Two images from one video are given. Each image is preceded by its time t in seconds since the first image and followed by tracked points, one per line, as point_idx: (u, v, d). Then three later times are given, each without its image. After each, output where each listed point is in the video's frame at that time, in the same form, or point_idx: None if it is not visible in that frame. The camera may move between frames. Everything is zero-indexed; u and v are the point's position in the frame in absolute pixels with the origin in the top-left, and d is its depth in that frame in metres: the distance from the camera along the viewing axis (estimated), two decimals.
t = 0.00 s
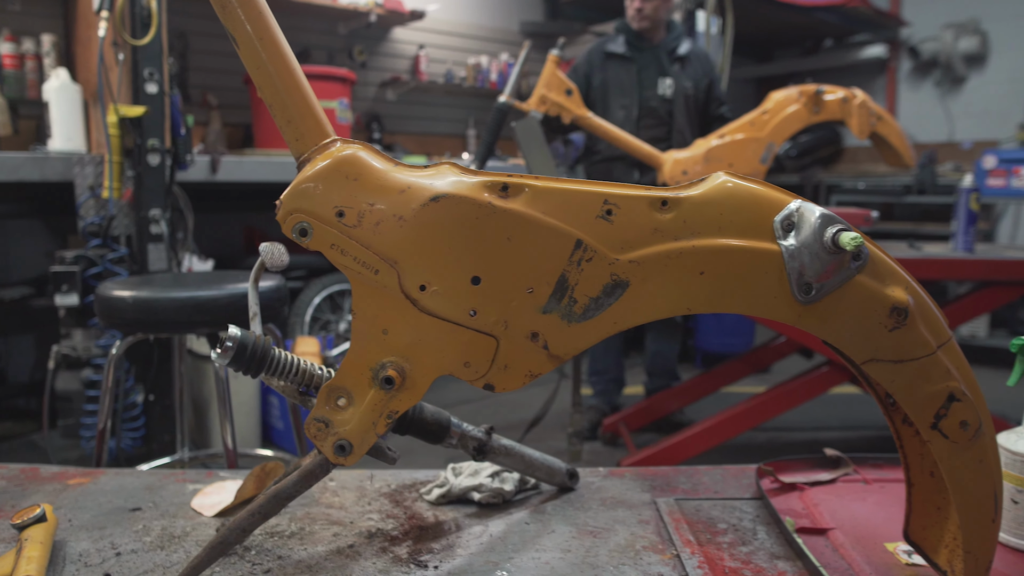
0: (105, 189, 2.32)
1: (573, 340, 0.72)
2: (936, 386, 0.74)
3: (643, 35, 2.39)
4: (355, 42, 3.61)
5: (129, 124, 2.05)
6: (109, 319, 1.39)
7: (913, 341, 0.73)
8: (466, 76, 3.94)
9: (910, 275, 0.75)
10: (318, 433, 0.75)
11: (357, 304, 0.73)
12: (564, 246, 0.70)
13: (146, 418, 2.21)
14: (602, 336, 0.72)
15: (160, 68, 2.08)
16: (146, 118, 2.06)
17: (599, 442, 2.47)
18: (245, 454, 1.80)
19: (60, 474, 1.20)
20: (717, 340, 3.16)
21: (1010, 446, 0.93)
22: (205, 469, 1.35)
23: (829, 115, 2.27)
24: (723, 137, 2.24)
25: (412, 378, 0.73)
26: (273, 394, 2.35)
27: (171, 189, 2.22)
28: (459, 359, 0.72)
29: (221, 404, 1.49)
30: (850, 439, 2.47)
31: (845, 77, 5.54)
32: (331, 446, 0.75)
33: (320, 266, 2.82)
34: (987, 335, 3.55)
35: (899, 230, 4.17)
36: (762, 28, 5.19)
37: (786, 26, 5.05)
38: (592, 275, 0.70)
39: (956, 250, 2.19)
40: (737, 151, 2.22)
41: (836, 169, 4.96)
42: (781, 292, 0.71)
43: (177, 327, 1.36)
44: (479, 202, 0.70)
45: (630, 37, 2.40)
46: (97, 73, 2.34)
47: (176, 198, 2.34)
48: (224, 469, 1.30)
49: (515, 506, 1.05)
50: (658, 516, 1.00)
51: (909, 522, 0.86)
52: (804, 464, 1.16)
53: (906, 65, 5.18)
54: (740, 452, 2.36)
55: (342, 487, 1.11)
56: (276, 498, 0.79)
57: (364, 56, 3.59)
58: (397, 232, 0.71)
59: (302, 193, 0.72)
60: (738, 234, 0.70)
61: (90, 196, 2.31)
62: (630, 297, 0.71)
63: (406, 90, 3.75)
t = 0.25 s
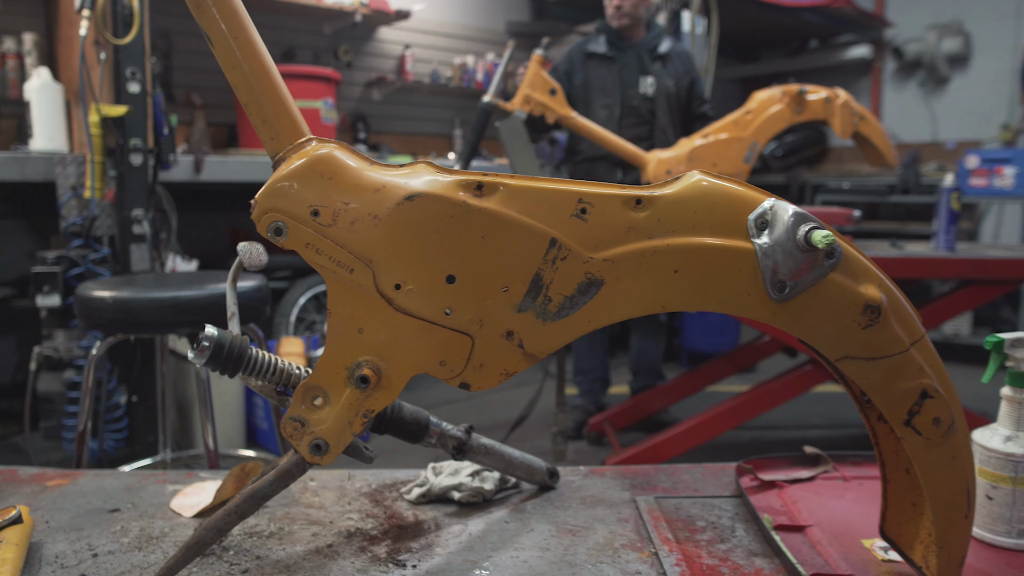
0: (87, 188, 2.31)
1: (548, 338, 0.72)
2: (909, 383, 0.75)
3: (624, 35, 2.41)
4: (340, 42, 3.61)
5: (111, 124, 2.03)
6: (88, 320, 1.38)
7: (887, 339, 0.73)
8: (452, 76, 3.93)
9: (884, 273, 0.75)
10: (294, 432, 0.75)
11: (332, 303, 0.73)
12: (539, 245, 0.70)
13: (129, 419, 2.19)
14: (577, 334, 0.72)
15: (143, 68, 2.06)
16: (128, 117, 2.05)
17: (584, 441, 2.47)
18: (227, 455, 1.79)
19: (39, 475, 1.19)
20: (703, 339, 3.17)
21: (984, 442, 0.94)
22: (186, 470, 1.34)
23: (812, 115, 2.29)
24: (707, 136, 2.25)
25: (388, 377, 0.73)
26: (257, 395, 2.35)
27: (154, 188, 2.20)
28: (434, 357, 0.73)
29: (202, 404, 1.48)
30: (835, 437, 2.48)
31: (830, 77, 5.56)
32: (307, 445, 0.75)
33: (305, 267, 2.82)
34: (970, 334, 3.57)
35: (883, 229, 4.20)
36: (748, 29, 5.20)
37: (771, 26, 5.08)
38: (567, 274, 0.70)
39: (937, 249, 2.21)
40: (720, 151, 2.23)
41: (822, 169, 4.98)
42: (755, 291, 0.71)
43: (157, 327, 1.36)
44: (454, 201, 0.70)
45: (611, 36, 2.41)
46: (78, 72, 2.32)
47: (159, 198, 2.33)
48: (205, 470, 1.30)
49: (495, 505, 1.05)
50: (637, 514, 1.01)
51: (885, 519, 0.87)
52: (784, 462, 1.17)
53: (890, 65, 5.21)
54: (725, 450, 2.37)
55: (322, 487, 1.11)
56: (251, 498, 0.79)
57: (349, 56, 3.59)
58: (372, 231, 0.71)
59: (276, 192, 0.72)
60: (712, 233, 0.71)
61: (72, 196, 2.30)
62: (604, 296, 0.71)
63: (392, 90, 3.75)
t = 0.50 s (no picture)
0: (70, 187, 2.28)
1: (524, 336, 0.72)
2: (885, 379, 0.75)
3: (607, 34, 2.42)
4: (326, 42, 3.61)
5: (93, 123, 2.02)
6: (69, 320, 1.38)
7: (862, 336, 0.74)
8: (439, 75, 3.93)
9: (859, 271, 0.75)
10: (272, 430, 0.75)
11: (309, 301, 0.73)
12: (515, 242, 0.70)
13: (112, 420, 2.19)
14: (553, 332, 0.72)
15: (125, 67, 2.04)
16: (111, 117, 2.04)
17: (571, 440, 2.47)
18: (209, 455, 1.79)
19: (18, 476, 1.18)
20: (689, 339, 3.18)
21: (961, 439, 0.95)
22: (168, 470, 1.34)
23: (796, 114, 2.30)
24: (692, 136, 2.25)
25: (365, 375, 0.73)
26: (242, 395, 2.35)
27: (137, 187, 2.19)
28: (411, 355, 0.73)
29: (184, 403, 1.48)
30: (819, 434, 2.50)
31: (816, 77, 5.59)
32: (284, 444, 0.75)
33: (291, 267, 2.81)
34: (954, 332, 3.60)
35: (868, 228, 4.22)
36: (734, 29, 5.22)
37: (757, 26, 5.10)
38: (543, 271, 0.70)
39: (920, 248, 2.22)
40: (706, 150, 2.23)
41: (808, 168, 5.00)
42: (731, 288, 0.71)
43: (139, 327, 1.35)
44: (430, 199, 0.70)
45: (595, 36, 2.42)
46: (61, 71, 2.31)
47: (142, 197, 2.33)
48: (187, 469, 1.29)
49: (476, 503, 1.05)
50: (618, 511, 1.01)
51: (862, 516, 0.87)
52: (764, 459, 1.17)
53: (876, 65, 5.24)
54: (710, 448, 2.38)
55: (304, 486, 1.10)
56: (229, 496, 0.79)
57: (335, 56, 3.59)
58: (348, 229, 0.71)
59: (253, 190, 0.72)
60: (687, 230, 0.71)
61: (55, 196, 2.27)
62: (580, 293, 0.71)
63: (378, 89, 3.74)
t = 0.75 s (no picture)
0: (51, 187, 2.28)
1: (499, 334, 0.72)
2: (858, 376, 0.75)
3: (590, 34, 2.43)
4: (311, 41, 3.61)
5: (74, 122, 2.00)
6: (48, 320, 1.37)
7: (835, 333, 0.74)
8: (425, 75, 3.93)
9: (832, 269, 0.76)
10: (247, 429, 0.75)
11: (284, 300, 0.73)
12: (489, 241, 0.70)
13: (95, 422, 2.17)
14: (527, 330, 0.72)
15: (107, 66, 2.02)
16: (92, 116, 2.02)
17: (556, 439, 2.48)
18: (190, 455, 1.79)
19: None
20: (675, 338, 3.19)
21: (936, 435, 0.96)
22: (148, 471, 1.33)
23: (778, 114, 2.31)
24: (675, 135, 2.26)
25: (340, 373, 0.74)
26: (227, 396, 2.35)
27: (119, 187, 2.18)
28: (386, 354, 0.73)
29: (164, 404, 1.47)
30: (803, 432, 2.51)
31: (801, 77, 5.61)
32: (260, 443, 0.75)
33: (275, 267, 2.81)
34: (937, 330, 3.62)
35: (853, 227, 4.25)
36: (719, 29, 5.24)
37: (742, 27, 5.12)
38: (517, 269, 0.71)
39: (901, 247, 2.23)
40: (688, 150, 2.24)
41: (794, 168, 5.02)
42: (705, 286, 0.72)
43: (118, 326, 1.35)
44: (404, 198, 0.70)
45: (578, 36, 2.43)
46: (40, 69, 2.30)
47: (124, 197, 2.31)
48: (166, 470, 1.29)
49: (455, 501, 1.05)
50: (597, 509, 1.01)
51: (838, 512, 0.88)
52: (743, 457, 1.18)
53: (860, 66, 5.26)
54: (694, 446, 2.39)
55: (284, 485, 1.10)
56: (205, 495, 0.78)
57: (320, 55, 3.59)
58: (323, 228, 0.71)
59: (227, 189, 0.72)
60: (661, 229, 0.71)
61: (36, 196, 2.27)
62: (554, 292, 0.71)
63: (363, 89, 3.73)
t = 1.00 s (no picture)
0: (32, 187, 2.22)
1: (473, 329, 0.72)
2: (830, 371, 0.76)
3: (575, 33, 2.43)
4: (295, 40, 3.60)
5: (55, 120, 1.98)
6: (26, 318, 1.36)
7: (808, 328, 0.74)
8: (410, 74, 3.92)
9: (806, 265, 0.76)
10: (221, 426, 0.74)
11: (258, 296, 0.73)
12: (462, 237, 0.70)
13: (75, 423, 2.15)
14: (501, 326, 0.72)
15: (87, 64, 2.01)
16: (72, 114, 2.00)
17: (540, 438, 2.48)
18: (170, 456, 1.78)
19: None
20: (659, 337, 3.20)
21: (911, 430, 0.96)
22: (127, 470, 1.33)
23: (761, 113, 2.32)
24: (658, 134, 2.27)
25: (314, 369, 0.73)
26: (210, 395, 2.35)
27: (100, 186, 2.17)
28: (361, 350, 0.73)
29: (144, 403, 1.46)
30: (786, 430, 2.52)
31: (786, 77, 5.64)
32: (235, 439, 0.75)
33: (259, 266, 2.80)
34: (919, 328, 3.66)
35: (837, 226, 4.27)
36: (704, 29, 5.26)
37: (727, 27, 5.13)
38: (491, 265, 0.71)
39: (883, 245, 2.25)
40: (671, 149, 2.25)
41: (779, 167, 5.04)
42: (678, 282, 0.72)
43: (98, 325, 1.34)
44: (378, 194, 0.70)
45: (563, 35, 2.43)
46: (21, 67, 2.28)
47: (106, 195, 2.31)
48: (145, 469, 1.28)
49: (435, 498, 1.05)
50: (575, 505, 1.02)
51: (813, 507, 0.88)
52: (723, 453, 1.19)
53: (844, 66, 5.29)
54: (677, 444, 2.40)
55: (263, 483, 1.10)
56: (180, 492, 0.78)
57: (305, 54, 3.58)
58: (297, 223, 0.71)
59: (201, 185, 0.72)
60: (634, 224, 0.72)
61: (16, 195, 2.21)
62: (528, 287, 0.71)
63: (348, 88, 3.73)
